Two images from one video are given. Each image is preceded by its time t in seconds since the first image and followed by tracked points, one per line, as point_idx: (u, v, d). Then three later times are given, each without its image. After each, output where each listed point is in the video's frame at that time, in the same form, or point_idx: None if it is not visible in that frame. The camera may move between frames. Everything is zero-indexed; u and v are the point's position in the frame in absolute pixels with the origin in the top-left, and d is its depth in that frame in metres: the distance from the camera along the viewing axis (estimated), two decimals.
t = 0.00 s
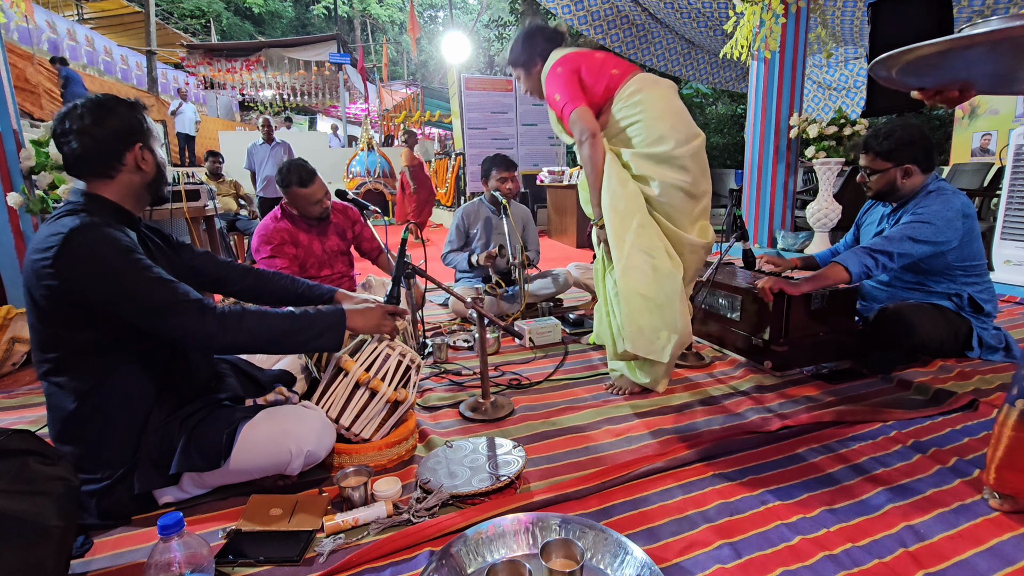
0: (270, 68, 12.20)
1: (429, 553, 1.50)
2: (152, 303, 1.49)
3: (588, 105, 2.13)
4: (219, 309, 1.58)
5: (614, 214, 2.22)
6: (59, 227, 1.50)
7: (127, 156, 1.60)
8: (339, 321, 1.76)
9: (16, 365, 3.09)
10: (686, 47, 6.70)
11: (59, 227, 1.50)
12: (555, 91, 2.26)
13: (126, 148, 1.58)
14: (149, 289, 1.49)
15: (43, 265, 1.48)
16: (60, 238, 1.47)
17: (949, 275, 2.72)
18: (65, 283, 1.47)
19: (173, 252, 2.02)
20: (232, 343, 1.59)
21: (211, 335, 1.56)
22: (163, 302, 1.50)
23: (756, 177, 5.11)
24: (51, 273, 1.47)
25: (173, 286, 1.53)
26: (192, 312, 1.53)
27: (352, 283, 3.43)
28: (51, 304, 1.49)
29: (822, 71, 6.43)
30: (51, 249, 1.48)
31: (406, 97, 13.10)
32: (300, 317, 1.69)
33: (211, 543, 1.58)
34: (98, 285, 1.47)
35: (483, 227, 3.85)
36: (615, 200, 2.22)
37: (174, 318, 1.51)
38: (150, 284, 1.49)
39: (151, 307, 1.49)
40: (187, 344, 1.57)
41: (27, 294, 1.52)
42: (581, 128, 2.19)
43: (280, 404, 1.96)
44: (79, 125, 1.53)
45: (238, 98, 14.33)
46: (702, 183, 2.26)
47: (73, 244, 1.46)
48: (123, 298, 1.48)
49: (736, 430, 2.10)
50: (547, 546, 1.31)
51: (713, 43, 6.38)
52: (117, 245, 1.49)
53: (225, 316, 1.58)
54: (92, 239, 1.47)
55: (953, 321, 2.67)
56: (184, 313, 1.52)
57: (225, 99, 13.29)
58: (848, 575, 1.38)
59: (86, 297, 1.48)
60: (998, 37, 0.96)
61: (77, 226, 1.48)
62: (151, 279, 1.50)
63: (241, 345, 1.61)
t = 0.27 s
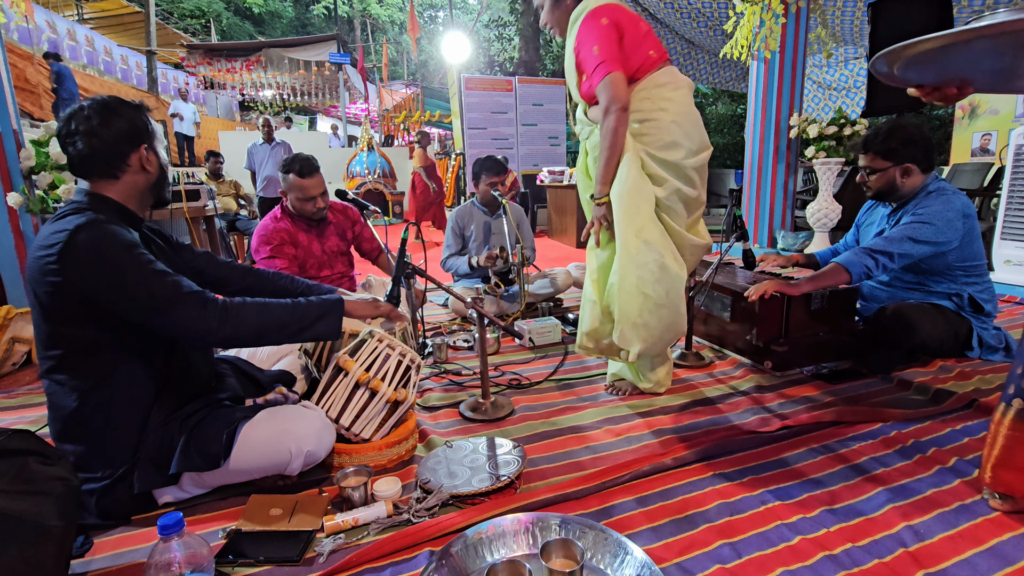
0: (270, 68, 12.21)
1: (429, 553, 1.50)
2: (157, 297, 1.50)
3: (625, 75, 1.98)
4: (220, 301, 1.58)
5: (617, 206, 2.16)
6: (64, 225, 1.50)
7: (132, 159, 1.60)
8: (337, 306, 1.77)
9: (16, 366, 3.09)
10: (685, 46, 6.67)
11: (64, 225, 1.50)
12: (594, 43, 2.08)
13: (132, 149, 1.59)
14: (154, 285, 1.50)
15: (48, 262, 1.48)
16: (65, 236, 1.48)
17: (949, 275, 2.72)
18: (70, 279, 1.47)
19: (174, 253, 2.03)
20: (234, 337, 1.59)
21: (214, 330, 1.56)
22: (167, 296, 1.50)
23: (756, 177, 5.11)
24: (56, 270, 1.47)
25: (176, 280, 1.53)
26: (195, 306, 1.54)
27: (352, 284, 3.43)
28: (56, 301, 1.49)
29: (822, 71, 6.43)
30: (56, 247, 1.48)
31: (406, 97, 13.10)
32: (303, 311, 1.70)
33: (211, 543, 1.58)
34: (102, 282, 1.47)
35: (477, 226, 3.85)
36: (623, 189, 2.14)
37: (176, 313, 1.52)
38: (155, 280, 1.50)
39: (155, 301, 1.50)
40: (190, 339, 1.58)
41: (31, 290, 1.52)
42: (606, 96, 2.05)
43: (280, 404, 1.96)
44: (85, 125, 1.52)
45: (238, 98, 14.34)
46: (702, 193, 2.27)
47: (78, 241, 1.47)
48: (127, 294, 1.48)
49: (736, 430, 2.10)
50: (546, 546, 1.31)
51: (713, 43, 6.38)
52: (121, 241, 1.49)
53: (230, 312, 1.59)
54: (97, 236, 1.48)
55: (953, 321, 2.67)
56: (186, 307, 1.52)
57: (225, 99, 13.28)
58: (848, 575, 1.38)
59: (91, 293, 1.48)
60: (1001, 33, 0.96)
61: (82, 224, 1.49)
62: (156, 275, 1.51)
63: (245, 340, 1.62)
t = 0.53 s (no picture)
0: (270, 68, 12.21)
1: (429, 553, 1.50)
2: (162, 291, 1.50)
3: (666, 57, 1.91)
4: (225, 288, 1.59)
5: (641, 191, 2.08)
6: (69, 222, 1.50)
7: (133, 163, 1.60)
8: (348, 317, 1.74)
9: (16, 365, 3.09)
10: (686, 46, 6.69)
11: (69, 222, 1.50)
12: (647, 13, 1.96)
13: (133, 151, 1.59)
14: (159, 279, 1.50)
15: (52, 259, 1.48)
16: (69, 233, 1.48)
17: (949, 275, 2.72)
18: (74, 276, 1.48)
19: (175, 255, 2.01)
20: (238, 331, 1.59)
21: (219, 322, 1.56)
22: (172, 289, 1.51)
23: (756, 177, 5.11)
24: (61, 267, 1.47)
25: (180, 271, 1.54)
26: (199, 298, 1.54)
27: (352, 284, 3.43)
28: (61, 298, 1.50)
29: (823, 71, 6.43)
30: (60, 245, 1.48)
31: (406, 97, 13.10)
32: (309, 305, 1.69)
33: (211, 543, 1.58)
34: (108, 278, 1.48)
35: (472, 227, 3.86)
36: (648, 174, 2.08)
37: (179, 303, 1.52)
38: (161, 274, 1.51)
39: (160, 295, 1.50)
40: (194, 330, 1.58)
41: (36, 288, 1.53)
42: (648, 74, 1.95)
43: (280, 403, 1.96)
44: (87, 127, 1.52)
45: (239, 98, 14.35)
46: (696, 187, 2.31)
47: (82, 238, 1.47)
48: (133, 289, 1.49)
49: (736, 430, 2.10)
50: (546, 546, 1.31)
51: (713, 43, 6.38)
52: (126, 237, 1.50)
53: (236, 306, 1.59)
54: (101, 232, 1.48)
55: (953, 322, 2.67)
56: (189, 295, 1.53)
57: (225, 99, 13.28)
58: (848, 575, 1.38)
59: (96, 289, 1.49)
60: (1000, 37, 0.96)
61: (86, 221, 1.49)
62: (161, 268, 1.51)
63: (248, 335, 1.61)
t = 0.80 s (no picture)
0: (270, 68, 12.21)
1: (429, 553, 1.50)
2: (165, 287, 1.50)
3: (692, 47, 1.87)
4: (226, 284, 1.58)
5: (680, 175, 2.02)
6: (71, 220, 1.50)
7: (135, 163, 1.60)
8: (350, 310, 1.74)
9: (16, 366, 3.09)
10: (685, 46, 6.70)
11: (71, 220, 1.50)
12: (671, 6, 1.93)
13: (134, 151, 1.58)
14: (162, 277, 1.50)
15: (53, 258, 1.48)
16: (71, 231, 1.48)
17: (949, 275, 2.72)
18: (76, 275, 1.48)
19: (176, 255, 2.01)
20: (241, 329, 1.59)
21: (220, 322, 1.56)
22: (174, 285, 1.51)
23: (756, 177, 5.12)
24: (63, 265, 1.47)
25: (182, 266, 1.54)
26: (201, 298, 1.54)
27: (352, 284, 3.44)
28: (62, 297, 1.50)
29: (823, 71, 6.43)
30: (62, 243, 1.48)
31: (406, 97, 13.11)
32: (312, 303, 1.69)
33: (211, 543, 1.59)
34: (110, 276, 1.48)
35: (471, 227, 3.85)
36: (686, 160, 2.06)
37: (181, 303, 1.52)
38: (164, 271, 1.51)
39: (162, 291, 1.50)
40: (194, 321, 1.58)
41: (38, 287, 1.53)
42: (669, 67, 1.93)
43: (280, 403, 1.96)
44: (91, 128, 1.52)
45: (239, 98, 14.34)
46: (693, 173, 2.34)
47: (85, 236, 1.47)
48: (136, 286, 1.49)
49: (736, 430, 2.10)
50: (546, 546, 1.31)
51: (713, 43, 6.38)
52: (129, 234, 1.50)
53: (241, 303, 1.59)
54: (104, 230, 1.48)
55: (953, 321, 2.67)
56: (190, 289, 1.53)
57: (225, 99, 13.28)
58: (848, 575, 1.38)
59: (98, 288, 1.49)
60: (999, 43, 0.96)
61: (88, 219, 1.49)
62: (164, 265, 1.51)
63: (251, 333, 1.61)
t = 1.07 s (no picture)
0: (270, 68, 12.21)
1: (429, 553, 1.50)
2: (161, 297, 1.49)
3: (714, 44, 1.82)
4: (223, 306, 1.58)
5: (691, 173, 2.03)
6: (70, 223, 1.50)
7: (135, 164, 1.60)
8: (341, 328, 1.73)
9: (17, 365, 3.09)
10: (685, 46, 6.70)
11: (71, 223, 1.50)
12: (676, 4, 1.95)
13: (135, 151, 1.58)
14: (161, 286, 1.50)
15: (53, 259, 1.48)
16: (71, 234, 1.48)
17: (948, 275, 2.72)
18: (75, 277, 1.48)
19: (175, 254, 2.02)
20: (234, 344, 1.58)
21: (219, 331, 1.55)
22: (170, 296, 1.50)
23: (756, 177, 5.12)
24: (61, 267, 1.47)
25: (178, 286, 1.53)
26: (199, 305, 1.53)
27: (352, 284, 3.44)
28: (61, 299, 1.50)
29: (823, 71, 6.42)
30: (62, 245, 1.48)
31: (406, 97, 13.11)
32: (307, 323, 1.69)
33: (211, 543, 1.59)
34: (108, 280, 1.47)
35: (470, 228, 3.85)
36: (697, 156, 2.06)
37: (178, 312, 1.51)
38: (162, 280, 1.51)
39: (157, 301, 1.49)
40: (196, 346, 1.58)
41: (37, 287, 1.53)
42: (675, 64, 1.96)
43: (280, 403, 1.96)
44: (94, 127, 1.52)
45: (239, 99, 14.34)
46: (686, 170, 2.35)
47: (85, 239, 1.47)
48: (134, 294, 1.48)
49: (736, 430, 2.10)
50: (546, 546, 1.31)
51: (713, 43, 6.38)
52: (128, 237, 1.50)
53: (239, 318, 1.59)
54: (103, 233, 1.48)
55: (953, 321, 2.67)
56: (188, 310, 1.52)
57: (225, 99, 13.28)
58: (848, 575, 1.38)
59: (98, 291, 1.49)
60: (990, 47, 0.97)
61: (87, 222, 1.49)
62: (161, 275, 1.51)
63: (245, 346, 1.60)
